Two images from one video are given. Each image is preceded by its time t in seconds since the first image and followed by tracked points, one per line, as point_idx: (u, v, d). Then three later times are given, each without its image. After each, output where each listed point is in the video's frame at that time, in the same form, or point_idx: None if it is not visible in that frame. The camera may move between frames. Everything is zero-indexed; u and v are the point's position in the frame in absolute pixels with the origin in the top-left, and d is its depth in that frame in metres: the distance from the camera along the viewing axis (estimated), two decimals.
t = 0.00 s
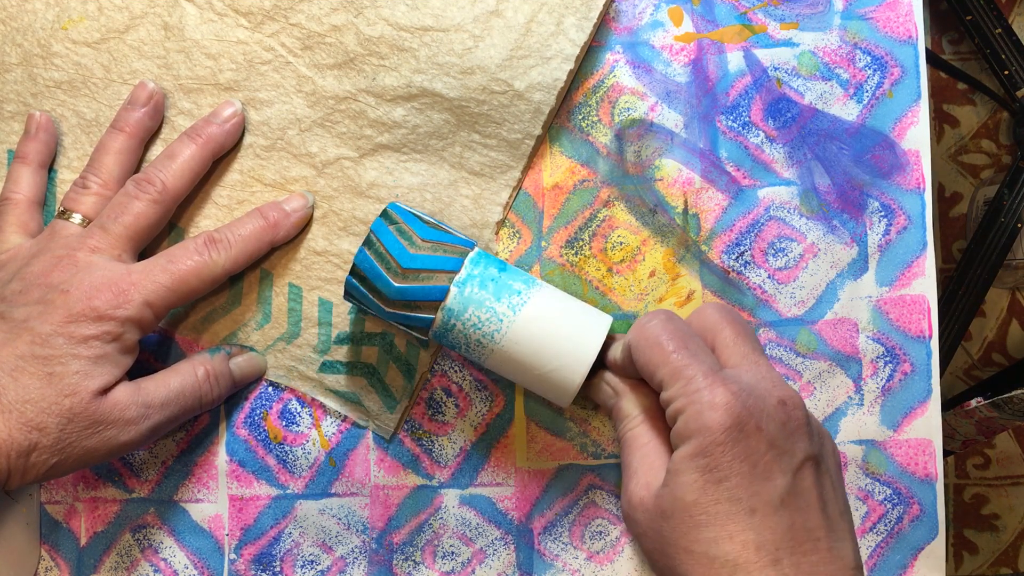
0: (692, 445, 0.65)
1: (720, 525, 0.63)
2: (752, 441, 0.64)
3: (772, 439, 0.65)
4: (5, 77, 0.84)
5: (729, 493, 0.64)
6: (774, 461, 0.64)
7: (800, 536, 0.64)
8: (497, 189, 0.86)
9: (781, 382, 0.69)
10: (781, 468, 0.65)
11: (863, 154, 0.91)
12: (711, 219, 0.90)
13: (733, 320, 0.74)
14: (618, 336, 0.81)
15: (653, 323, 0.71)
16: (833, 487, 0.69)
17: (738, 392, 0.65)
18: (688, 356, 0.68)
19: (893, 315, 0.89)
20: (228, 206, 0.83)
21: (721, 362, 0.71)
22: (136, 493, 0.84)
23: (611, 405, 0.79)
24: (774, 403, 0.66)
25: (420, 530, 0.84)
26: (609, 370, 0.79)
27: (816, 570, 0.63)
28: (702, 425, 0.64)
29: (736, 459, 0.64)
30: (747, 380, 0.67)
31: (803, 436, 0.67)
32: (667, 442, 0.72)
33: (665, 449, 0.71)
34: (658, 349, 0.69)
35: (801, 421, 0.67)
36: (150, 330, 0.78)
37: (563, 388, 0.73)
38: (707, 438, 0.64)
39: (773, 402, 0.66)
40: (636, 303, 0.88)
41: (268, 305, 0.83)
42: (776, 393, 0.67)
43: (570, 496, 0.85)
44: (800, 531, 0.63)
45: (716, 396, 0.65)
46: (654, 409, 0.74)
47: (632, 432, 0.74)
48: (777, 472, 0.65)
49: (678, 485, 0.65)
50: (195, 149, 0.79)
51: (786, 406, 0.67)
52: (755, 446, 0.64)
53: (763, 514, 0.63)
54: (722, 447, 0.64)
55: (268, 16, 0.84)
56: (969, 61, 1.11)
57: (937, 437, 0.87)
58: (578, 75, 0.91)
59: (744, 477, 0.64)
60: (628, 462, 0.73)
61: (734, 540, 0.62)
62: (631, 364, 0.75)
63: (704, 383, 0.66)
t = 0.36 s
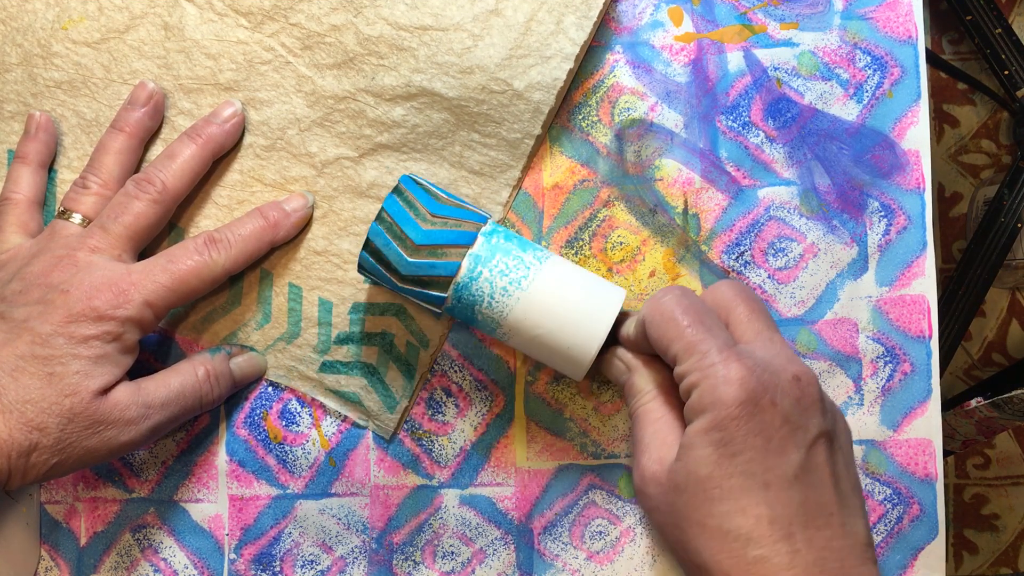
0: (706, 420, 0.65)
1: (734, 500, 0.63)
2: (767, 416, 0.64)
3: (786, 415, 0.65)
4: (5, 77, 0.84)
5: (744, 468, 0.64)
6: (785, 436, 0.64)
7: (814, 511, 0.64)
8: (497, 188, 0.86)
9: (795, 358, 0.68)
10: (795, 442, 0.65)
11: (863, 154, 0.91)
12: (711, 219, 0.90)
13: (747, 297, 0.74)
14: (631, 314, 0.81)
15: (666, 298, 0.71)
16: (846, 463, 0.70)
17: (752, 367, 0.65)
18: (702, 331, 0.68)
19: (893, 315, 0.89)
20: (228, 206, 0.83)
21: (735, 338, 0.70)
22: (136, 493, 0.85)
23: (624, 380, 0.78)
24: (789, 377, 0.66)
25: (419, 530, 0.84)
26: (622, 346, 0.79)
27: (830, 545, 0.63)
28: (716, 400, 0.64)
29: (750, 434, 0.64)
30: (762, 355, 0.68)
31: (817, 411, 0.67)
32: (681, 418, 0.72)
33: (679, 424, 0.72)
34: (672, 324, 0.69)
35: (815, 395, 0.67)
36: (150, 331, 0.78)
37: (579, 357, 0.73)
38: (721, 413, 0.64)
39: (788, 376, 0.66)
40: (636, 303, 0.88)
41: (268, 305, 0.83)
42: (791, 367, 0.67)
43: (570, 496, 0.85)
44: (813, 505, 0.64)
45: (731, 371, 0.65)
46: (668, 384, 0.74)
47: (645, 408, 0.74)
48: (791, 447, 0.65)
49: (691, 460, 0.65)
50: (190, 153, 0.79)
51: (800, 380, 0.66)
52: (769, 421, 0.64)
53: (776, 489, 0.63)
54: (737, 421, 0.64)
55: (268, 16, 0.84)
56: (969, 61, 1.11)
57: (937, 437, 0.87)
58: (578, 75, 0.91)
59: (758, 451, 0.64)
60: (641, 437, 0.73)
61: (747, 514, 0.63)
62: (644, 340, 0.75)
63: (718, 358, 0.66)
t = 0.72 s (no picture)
0: (714, 399, 0.65)
1: (744, 477, 0.63)
2: (775, 393, 0.64)
3: (794, 391, 0.65)
4: (5, 77, 0.84)
5: (753, 445, 0.64)
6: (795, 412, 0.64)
7: (826, 488, 0.64)
8: (497, 188, 0.86)
9: (800, 337, 0.68)
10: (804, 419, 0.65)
11: (863, 154, 0.91)
12: (711, 219, 0.90)
13: (749, 282, 0.74)
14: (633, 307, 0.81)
15: (669, 284, 0.71)
16: (855, 440, 0.70)
17: (758, 345, 0.65)
18: (706, 313, 0.68)
19: (893, 315, 0.89)
20: (228, 206, 0.83)
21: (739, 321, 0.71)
22: (136, 493, 0.85)
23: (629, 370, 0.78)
24: (794, 355, 0.66)
25: (420, 530, 0.84)
26: (626, 337, 0.79)
27: (844, 521, 0.63)
28: (722, 378, 0.64)
29: (759, 411, 0.64)
30: (765, 335, 0.68)
31: (824, 389, 0.67)
32: (688, 404, 0.72)
33: (686, 411, 0.71)
34: (674, 309, 0.69)
35: (822, 372, 0.67)
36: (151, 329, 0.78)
37: (580, 355, 0.73)
38: (728, 391, 0.64)
39: (793, 355, 0.66)
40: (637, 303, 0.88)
41: (268, 305, 0.83)
42: (796, 346, 0.67)
43: (570, 496, 0.85)
44: (825, 480, 0.64)
45: (736, 349, 0.65)
46: (674, 373, 0.74)
47: (652, 395, 0.74)
48: (801, 424, 0.65)
49: (701, 439, 0.65)
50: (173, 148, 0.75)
51: (806, 358, 0.66)
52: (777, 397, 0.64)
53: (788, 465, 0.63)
54: (745, 399, 0.64)
55: (268, 15, 0.84)
56: (969, 61, 1.11)
57: (937, 437, 0.87)
58: (578, 75, 0.91)
59: (768, 428, 0.64)
60: (647, 424, 0.73)
61: (759, 491, 0.63)
62: (648, 328, 0.75)
63: (723, 337, 0.66)
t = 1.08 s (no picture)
0: (714, 396, 0.65)
1: (743, 474, 0.63)
2: (775, 391, 0.64)
3: (793, 389, 0.65)
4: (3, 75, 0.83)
5: (753, 442, 0.63)
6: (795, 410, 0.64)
7: (826, 485, 0.64)
8: (497, 188, 0.86)
9: (797, 337, 0.69)
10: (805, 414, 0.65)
11: (863, 154, 0.91)
12: (711, 219, 0.90)
13: (748, 283, 0.74)
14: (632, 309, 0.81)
15: (669, 284, 0.71)
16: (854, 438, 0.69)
17: (757, 343, 0.65)
18: (705, 312, 0.68)
19: (893, 315, 0.89)
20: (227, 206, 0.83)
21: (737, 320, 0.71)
22: (136, 493, 0.85)
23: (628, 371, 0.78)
24: (793, 353, 0.66)
25: (420, 530, 0.84)
26: (625, 338, 0.79)
27: (845, 518, 0.63)
28: (722, 375, 0.64)
29: (759, 409, 0.64)
30: (764, 335, 0.68)
31: (823, 388, 0.67)
32: (688, 404, 0.72)
33: (685, 411, 0.71)
34: (674, 308, 0.69)
35: (819, 371, 0.67)
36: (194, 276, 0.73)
37: (579, 357, 0.73)
38: (728, 389, 0.64)
39: (792, 353, 0.66)
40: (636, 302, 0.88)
41: (265, 303, 0.84)
42: (794, 345, 0.67)
43: (570, 496, 0.85)
44: (825, 478, 0.64)
45: (736, 347, 0.65)
46: (674, 373, 0.74)
47: (651, 396, 0.74)
48: (801, 421, 0.65)
49: (700, 438, 0.65)
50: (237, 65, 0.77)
51: (805, 357, 0.67)
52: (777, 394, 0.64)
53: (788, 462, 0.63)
54: (744, 397, 0.64)
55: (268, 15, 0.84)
56: (969, 61, 1.11)
57: (937, 437, 0.87)
58: (578, 75, 0.91)
59: (768, 426, 0.64)
60: (647, 424, 0.73)
61: (760, 489, 0.63)
62: (648, 328, 0.75)
63: (722, 335, 0.66)
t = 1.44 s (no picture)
0: (722, 372, 0.64)
1: (753, 451, 0.62)
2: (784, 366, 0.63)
3: (802, 364, 0.64)
4: (5, 75, 0.83)
5: (762, 418, 0.63)
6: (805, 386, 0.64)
7: (836, 462, 0.62)
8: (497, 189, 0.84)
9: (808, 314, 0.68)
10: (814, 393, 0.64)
11: (863, 154, 0.91)
12: (711, 219, 0.90)
13: (759, 263, 0.74)
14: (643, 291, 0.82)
15: (679, 262, 0.72)
16: (865, 417, 0.68)
17: (766, 321, 0.65)
18: (715, 289, 0.68)
19: (893, 315, 0.89)
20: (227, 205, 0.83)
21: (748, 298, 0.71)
22: (136, 493, 0.84)
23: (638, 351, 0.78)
24: (803, 332, 0.66)
25: (420, 530, 0.84)
26: (636, 317, 0.79)
27: (853, 497, 0.61)
28: (731, 351, 0.64)
29: (767, 385, 0.63)
30: (775, 313, 0.68)
31: (833, 365, 0.66)
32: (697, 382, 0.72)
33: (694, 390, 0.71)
34: (684, 285, 0.70)
35: (831, 349, 0.67)
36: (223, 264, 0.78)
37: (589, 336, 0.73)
38: (738, 363, 0.63)
39: (802, 331, 0.66)
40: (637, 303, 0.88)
41: (267, 303, 0.84)
42: (805, 323, 0.67)
43: (570, 496, 0.85)
44: (835, 457, 0.63)
45: (745, 323, 0.65)
46: (684, 353, 0.74)
47: (661, 375, 0.73)
48: (811, 397, 0.64)
49: (709, 413, 0.64)
50: (271, 55, 0.80)
51: (815, 334, 0.66)
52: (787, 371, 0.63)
53: (799, 438, 0.62)
54: (754, 372, 0.63)
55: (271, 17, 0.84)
56: (969, 61, 1.11)
57: (937, 437, 0.87)
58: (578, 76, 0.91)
59: (777, 402, 0.63)
60: (655, 404, 0.72)
61: (768, 466, 0.61)
62: (659, 306, 0.75)
63: (731, 313, 0.66)
